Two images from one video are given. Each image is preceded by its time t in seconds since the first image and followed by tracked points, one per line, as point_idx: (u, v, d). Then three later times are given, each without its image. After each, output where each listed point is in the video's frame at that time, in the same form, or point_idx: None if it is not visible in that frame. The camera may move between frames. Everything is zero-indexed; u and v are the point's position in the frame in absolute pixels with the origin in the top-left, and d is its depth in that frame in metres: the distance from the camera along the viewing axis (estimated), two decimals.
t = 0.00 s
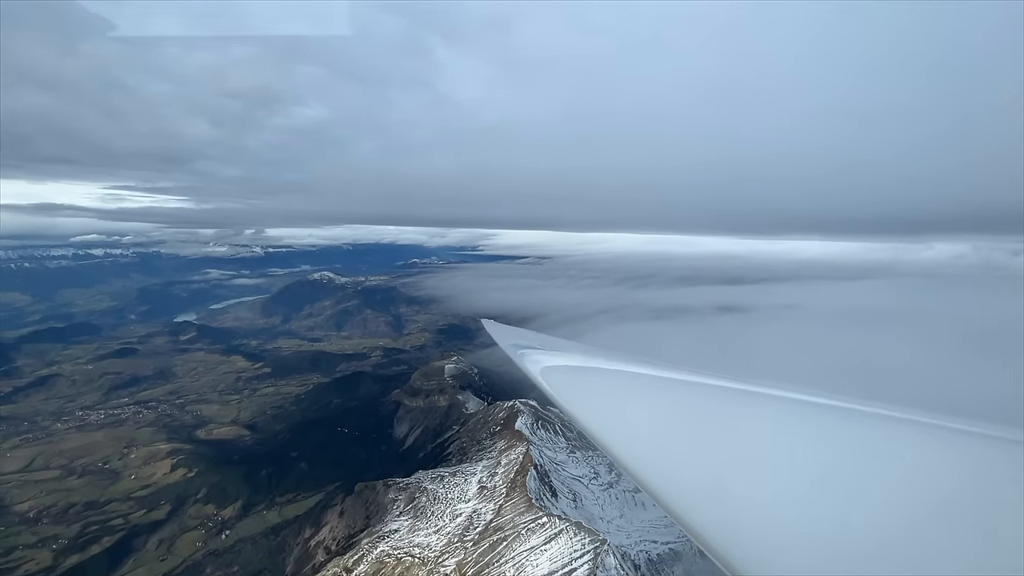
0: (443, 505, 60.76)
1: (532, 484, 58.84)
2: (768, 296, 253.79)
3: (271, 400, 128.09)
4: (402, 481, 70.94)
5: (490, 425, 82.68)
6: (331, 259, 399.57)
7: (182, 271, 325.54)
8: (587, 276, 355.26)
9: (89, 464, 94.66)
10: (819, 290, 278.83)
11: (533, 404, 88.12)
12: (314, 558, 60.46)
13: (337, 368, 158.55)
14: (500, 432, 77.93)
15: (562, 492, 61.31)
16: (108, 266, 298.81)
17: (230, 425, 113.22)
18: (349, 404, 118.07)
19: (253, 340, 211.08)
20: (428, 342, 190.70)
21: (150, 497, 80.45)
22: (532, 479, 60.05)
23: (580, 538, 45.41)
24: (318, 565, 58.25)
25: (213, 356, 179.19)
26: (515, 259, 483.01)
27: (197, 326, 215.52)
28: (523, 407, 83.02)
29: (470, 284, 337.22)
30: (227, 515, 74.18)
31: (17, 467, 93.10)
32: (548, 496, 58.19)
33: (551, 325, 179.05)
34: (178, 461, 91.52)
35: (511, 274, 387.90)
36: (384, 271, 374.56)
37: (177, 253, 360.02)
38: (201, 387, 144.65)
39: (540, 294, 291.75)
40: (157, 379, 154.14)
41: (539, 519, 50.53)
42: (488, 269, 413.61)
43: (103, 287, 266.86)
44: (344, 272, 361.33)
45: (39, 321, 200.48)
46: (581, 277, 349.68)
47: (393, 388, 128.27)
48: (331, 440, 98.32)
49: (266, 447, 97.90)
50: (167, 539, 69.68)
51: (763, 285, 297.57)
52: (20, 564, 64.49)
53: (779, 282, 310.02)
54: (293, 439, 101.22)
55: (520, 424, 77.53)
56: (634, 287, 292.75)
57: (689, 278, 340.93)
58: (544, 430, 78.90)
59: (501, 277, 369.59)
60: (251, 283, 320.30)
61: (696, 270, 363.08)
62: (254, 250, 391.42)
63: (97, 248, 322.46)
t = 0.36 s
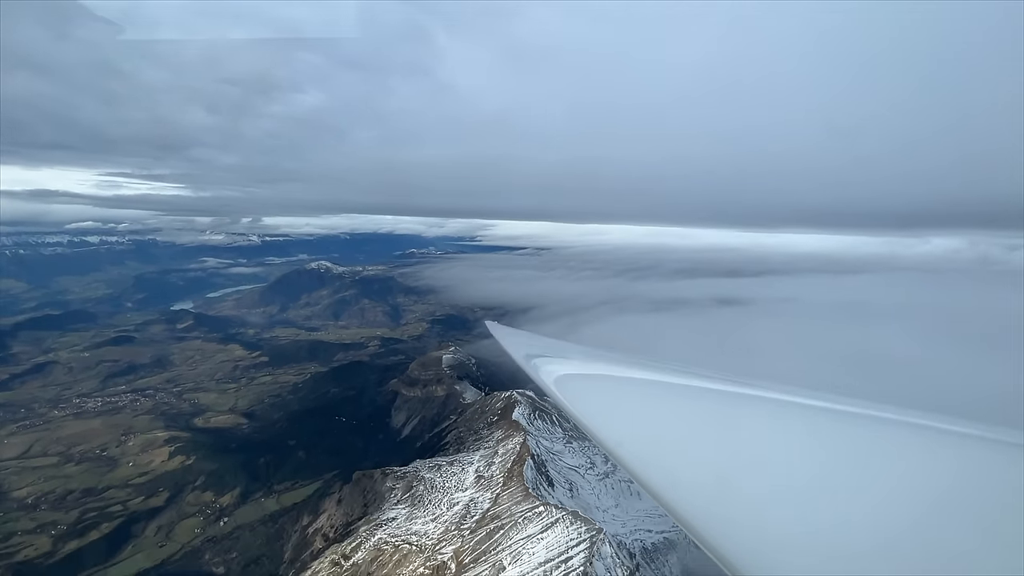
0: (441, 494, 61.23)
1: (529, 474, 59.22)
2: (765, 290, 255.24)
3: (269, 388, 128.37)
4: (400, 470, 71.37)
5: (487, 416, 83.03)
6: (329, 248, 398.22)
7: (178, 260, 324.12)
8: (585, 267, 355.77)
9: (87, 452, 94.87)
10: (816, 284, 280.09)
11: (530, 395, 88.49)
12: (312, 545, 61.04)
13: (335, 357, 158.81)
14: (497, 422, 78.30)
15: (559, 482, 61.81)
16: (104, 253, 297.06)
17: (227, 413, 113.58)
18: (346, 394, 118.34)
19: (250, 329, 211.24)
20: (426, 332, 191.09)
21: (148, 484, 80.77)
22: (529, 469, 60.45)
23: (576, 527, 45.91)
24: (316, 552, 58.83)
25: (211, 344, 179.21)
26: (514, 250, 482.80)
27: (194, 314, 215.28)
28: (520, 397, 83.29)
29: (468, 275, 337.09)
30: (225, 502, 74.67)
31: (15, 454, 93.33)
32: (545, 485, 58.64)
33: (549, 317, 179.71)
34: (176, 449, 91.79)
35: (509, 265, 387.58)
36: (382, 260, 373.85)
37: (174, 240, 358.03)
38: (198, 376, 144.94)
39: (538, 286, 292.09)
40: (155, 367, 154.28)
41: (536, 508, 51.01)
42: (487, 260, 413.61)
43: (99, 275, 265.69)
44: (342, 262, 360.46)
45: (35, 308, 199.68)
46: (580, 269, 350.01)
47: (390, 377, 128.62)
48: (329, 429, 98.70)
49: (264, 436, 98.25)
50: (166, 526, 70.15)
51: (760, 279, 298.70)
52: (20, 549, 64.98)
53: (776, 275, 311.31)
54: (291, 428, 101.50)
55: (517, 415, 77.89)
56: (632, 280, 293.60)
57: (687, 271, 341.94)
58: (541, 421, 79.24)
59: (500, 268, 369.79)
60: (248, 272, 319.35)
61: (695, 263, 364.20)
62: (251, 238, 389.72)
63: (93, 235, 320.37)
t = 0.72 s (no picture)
0: (436, 485, 61.50)
1: (524, 465, 59.51)
2: (758, 287, 257.55)
3: (263, 379, 128.39)
4: (395, 461, 71.55)
5: (483, 407, 83.29)
6: (323, 238, 395.95)
7: (171, 249, 321.36)
8: (581, 261, 356.76)
9: (80, 441, 94.62)
10: (809, 281, 282.84)
11: (525, 387, 88.90)
12: (307, 534, 61.35)
13: (329, 348, 159.03)
14: (492, 414, 78.56)
15: (553, 473, 62.29)
16: (96, 242, 293.95)
17: (222, 403, 113.66)
18: (341, 385, 118.28)
19: (245, 319, 210.79)
20: (421, 323, 191.57)
21: (143, 474, 80.69)
22: (524, 461, 60.71)
23: (571, 517, 46.35)
24: (311, 542, 59.11)
25: (205, 334, 178.72)
26: (509, 242, 482.72)
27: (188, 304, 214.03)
28: (515, 389, 83.59)
29: (464, 267, 336.69)
30: (220, 492, 74.77)
31: (7, 443, 93.05)
32: (540, 476, 59.03)
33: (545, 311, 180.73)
34: (171, 439, 91.65)
35: (504, 258, 387.21)
36: (377, 252, 372.54)
37: (166, 229, 354.76)
38: (192, 365, 144.84)
39: (533, 279, 292.76)
40: (148, 356, 153.72)
41: (531, 499, 51.25)
42: (482, 252, 413.59)
43: (91, 264, 263.38)
44: (336, 252, 359.16)
45: (26, 296, 197.80)
46: (575, 262, 351.11)
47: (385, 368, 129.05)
48: (323, 420, 98.81)
49: (259, 426, 98.37)
50: (161, 515, 70.24)
51: (754, 273, 300.91)
52: (13, 538, 65.05)
53: (770, 271, 314.00)
54: (286, 419, 101.57)
55: (513, 406, 78.11)
56: (627, 274, 294.89)
57: (682, 265, 343.82)
58: (536, 412, 79.58)
59: (495, 261, 370.02)
60: (242, 262, 317.54)
61: (689, 257, 366.02)
62: (244, 228, 386.92)
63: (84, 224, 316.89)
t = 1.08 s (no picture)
0: (430, 476, 61.75)
1: (518, 456, 59.74)
2: (752, 282, 259.60)
3: (256, 369, 127.96)
4: (388, 451, 71.65)
5: (476, 399, 83.53)
6: (317, 228, 393.09)
7: (162, 237, 317.61)
8: (576, 254, 357.21)
9: (71, 431, 93.99)
10: (802, 277, 285.44)
11: (519, 378, 89.10)
12: (301, 525, 61.56)
13: (323, 339, 158.65)
14: (486, 406, 78.76)
15: (547, 464, 62.67)
16: (85, 230, 289.82)
17: (215, 393, 113.33)
18: (336, 376, 118.11)
19: (237, 309, 209.51)
20: (415, 315, 191.40)
21: (135, 464, 80.34)
22: (518, 452, 60.92)
23: (564, 509, 46.69)
24: (305, 532, 59.36)
25: (197, 324, 177.59)
26: (505, 235, 482.11)
27: (180, 293, 212.07)
28: (509, 381, 83.80)
29: (459, 259, 335.53)
30: (213, 482, 74.74)
31: None
32: (533, 467, 59.37)
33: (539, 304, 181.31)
34: (163, 429, 91.26)
35: (500, 250, 386.16)
36: (371, 242, 370.19)
37: (157, 218, 350.40)
38: (184, 356, 143.94)
39: (528, 272, 293.00)
40: (139, 346, 152.57)
41: (525, 490, 51.61)
42: (477, 244, 412.83)
43: (80, 252, 259.85)
44: (330, 243, 356.84)
45: (13, 284, 195.05)
46: (571, 255, 351.54)
47: (379, 359, 129.07)
48: (317, 411, 98.74)
49: (253, 417, 98.19)
50: (153, 505, 70.14)
51: (748, 268, 303.11)
52: (4, 528, 64.73)
53: (763, 265, 316.51)
54: (280, 409, 101.43)
55: (507, 398, 78.24)
56: (622, 268, 295.93)
57: (677, 259, 345.24)
58: (530, 404, 79.85)
59: (490, 253, 369.42)
60: (234, 251, 314.68)
61: (684, 252, 367.60)
62: (237, 218, 383.12)
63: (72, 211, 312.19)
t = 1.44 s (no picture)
0: (422, 467, 61.97)
1: (510, 448, 60.01)
2: (744, 276, 261.45)
3: (248, 360, 127.13)
4: (380, 443, 71.71)
5: (469, 391, 83.74)
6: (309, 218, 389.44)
7: (151, 226, 312.95)
8: (570, 247, 357.29)
9: (59, 421, 92.98)
10: (794, 272, 287.78)
11: (512, 371, 89.30)
12: (292, 515, 61.58)
13: (315, 330, 157.86)
14: (479, 398, 78.93)
15: (539, 456, 63.10)
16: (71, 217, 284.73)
17: (205, 384, 112.65)
18: (328, 368, 117.61)
19: (228, 300, 207.67)
20: (408, 307, 190.84)
21: (124, 455, 79.81)
22: (510, 444, 61.19)
23: (556, 500, 47.14)
24: (297, 522, 59.44)
25: (187, 315, 175.80)
26: (499, 227, 480.73)
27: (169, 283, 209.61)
28: (502, 373, 83.98)
29: (452, 251, 334.41)
30: (204, 473, 74.49)
31: None
32: (526, 459, 59.75)
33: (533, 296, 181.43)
34: (153, 420, 90.60)
35: (493, 242, 385.16)
36: (364, 233, 367.73)
37: (145, 207, 345.10)
38: (174, 346, 142.53)
39: (522, 265, 292.84)
40: (128, 336, 150.94)
41: (517, 481, 51.97)
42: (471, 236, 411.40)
43: (66, 240, 255.43)
44: (322, 233, 353.77)
45: None
46: (565, 248, 351.57)
47: (372, 351, 128.76)
48: (309, 403, 98.47)
49: (244, 408, 97.77)
50: (144, 496, 69.89)
51: (741, 263, 305.07)
52: None
53: (756, 260, 318.50)
54: (271, 401, 101.03)
55: (499, 390, 78.50)
56: (616, 262, 296.55)
57: (671, 253, 346.47)
58: (522, 397, 80.15)
59: (484, 245, 368.36)
60: (225, 241, 311.06)
61: (678, 246, 369.00)
62: (227, 207, 378.34)
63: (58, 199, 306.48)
